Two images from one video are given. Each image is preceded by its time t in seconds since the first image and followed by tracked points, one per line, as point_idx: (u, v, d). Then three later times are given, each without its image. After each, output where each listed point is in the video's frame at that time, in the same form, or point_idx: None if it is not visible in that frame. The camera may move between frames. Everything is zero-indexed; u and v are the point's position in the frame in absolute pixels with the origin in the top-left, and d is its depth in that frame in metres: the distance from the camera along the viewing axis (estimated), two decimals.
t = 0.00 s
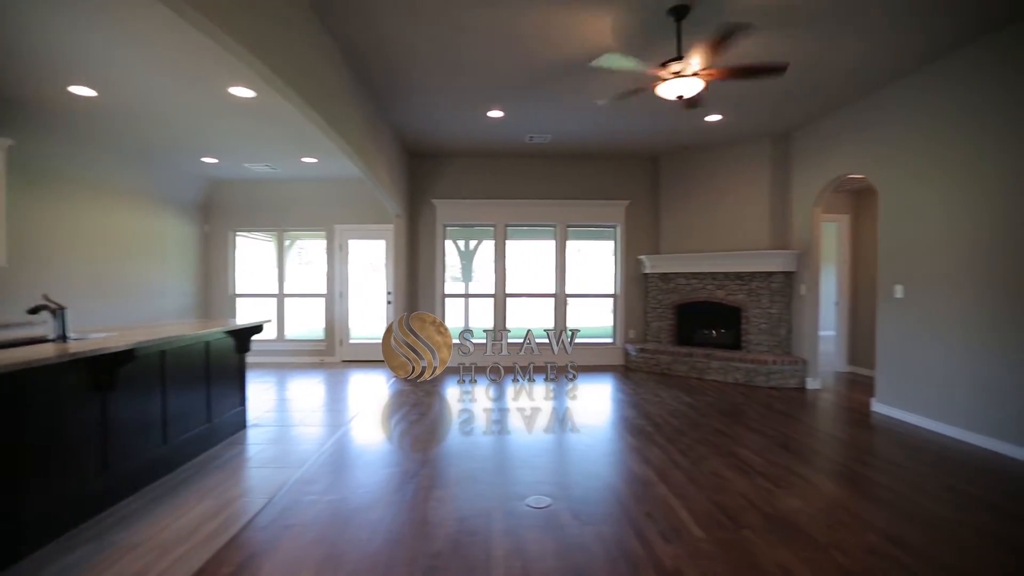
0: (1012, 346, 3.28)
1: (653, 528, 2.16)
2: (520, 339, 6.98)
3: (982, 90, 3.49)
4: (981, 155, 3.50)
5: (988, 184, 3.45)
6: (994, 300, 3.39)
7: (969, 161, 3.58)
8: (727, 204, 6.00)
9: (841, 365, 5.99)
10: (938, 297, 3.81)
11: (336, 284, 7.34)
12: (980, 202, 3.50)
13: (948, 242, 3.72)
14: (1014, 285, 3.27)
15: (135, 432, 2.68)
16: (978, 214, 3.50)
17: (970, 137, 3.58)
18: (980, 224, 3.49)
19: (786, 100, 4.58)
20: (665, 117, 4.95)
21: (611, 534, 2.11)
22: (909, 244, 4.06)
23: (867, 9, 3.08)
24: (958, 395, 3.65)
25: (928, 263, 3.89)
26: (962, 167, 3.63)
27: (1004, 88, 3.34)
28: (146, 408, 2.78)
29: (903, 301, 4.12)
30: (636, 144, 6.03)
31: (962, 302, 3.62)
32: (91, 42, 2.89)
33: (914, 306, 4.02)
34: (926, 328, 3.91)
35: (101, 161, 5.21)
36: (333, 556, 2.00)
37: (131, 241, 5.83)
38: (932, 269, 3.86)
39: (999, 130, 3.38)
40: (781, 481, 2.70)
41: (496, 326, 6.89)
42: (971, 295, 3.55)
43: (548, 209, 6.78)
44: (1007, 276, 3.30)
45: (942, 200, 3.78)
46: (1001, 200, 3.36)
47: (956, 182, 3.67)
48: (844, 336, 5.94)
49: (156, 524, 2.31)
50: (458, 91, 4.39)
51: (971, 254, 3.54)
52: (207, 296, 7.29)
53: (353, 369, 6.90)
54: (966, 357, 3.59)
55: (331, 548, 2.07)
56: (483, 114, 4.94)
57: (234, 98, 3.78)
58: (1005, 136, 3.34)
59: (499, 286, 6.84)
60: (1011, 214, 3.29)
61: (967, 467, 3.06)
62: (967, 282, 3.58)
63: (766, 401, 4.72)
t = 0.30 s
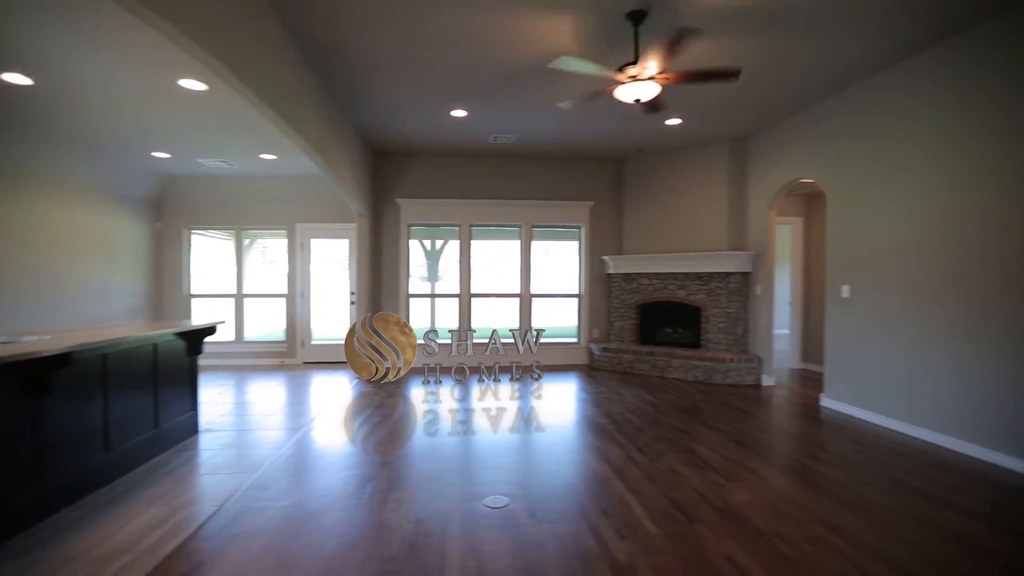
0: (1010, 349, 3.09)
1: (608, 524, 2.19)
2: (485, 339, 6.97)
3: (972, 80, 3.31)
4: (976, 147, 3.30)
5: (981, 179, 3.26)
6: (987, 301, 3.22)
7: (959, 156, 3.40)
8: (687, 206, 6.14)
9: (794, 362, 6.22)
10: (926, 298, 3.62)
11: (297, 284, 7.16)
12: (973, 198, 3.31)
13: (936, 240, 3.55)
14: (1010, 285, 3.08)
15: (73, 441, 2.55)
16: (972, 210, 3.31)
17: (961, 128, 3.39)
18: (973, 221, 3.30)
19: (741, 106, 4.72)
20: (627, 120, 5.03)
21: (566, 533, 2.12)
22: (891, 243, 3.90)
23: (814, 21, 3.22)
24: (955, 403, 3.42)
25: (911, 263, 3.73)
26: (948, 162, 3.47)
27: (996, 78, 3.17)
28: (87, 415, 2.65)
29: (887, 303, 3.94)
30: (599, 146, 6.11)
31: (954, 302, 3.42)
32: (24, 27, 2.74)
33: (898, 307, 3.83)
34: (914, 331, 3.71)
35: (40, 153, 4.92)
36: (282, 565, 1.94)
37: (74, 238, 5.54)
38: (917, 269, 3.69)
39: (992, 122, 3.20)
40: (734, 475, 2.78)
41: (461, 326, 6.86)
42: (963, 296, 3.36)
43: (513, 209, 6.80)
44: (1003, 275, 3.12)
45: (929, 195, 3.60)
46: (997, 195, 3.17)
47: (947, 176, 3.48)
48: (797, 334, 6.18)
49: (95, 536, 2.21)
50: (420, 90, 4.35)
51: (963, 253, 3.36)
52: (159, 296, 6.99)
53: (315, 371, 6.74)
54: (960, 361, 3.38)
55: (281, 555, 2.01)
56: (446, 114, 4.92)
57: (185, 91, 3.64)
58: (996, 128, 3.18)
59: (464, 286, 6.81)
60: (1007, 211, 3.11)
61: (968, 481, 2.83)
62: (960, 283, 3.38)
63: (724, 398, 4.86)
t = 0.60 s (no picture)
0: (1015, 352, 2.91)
1: (565, 522, 2.22)
2: (451, 340, 6.92)
3: (964, 69, 3.16)
4: (975, 138, 3.12)
5: (979, 172, 3.10)
6: (987, 301, 3.05)
7: (954, 148, 3.24)
8: (650, 208, 6.26)
9: (752, 359, 6.41)
10: (925, 300, 3.42)
11: (257, 284, 6.96)
12: (972, 193, 3.14)
13: (932, 238, 3.38)
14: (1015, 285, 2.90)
15: (6, 450, 2.41)
16: (972, 205, 3.14)
17: (959, 118, 3.21)
18: (973, 216, 3.13)
19: (701, 110, 4.85)
20: (591, 121, 5.10)
21: (523, 531, 2.14)
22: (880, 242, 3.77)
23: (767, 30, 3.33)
24: (964, 414, 3.18)
25: (906, 263, 3.56)
26: (943, 154, 3.31)
27: (990, 65, 3.02)
28: (22, 422, 2.51)
29: (880, 306, 3.75)
30: (565, 147, 6.16)
31: (956, 304, 3.22)
32: None
33: (894, 309, 3.64)
34: (912, 336, 3.51)
35: None
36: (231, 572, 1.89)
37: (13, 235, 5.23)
38: (912, 269, 3.51)
39: (990, 110, 3.03)
40: (690, 470, 2.85)
41: (427, 327, 6.80)
42: (965, 298, 3.17)
43: (479, 209, 6.79)
44: (1005, 273, 2.95)
45: (925, 191, 3.43)
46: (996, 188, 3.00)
47: (944, 170, 3.31)
48: (754, 333, 6.40)
49: (28, 550, 2.10)
50: (383, 87, 4.29)
51: (963, 251, 3.18)
52: (109, 296, 6.68)
53: (276, 373, 6.56)
54: (965, 367, 3.18)
55: (230, 563, 1.96)
56: (410, 112, 4.87)
57: (133, 82, 3.49)
58: (991, 119, 3.02)
59: (430, 285, 6.76)
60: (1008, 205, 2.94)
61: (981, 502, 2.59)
62: (962, 283, 3.19)
63: (684, 396, 4.97)
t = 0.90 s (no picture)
0: (1017, 356, 2.72)
1: (522, 521, 2.23)
2: (416, 340, 6.85)
3: (955, 57, 2.99)
4: (930, 139, 3.16)
5: (979, 163, 2.90)
6: (988, 302, 2.85)
7: (950, 139, 3.04)
8: (613, 209, 6.35)
9: (712, 357, 6.58)
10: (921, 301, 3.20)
11: (213, 283, 6.72)
12: (970, 187, 2.94)
13: (891, 239, 3.40)
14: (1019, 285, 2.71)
15: None
16: (972, 199, 2.93)
17: (955, 107, 3.01)
18: (974, 210, 2.93)
19: (662, 113, 4.94)
20: (555, 123, 5.13)
21: (480, 531, 2.14)
22: (863, 240, 3.59)
23: (721, 37, 3.42)
24: (969, 423, 2.94)
25: (896, 261, 3.36)
26: (934, 146, 3.13)
27: (982, 52, 2.86)
28: None
29: (868, 308, 3.54)
30: (531, 148, 6.18)
31: (956, 305, 3.01)
32: None
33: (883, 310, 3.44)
34: (906, 339, 3.30)
35: None
36: None
37: None
38: (906, 268, 3.29)
39: (989, 98, 2.84)
40: (647, 467, 2.90)
41: (391, 327, 6.71)
42: (964, 299, 2.97)
43: (444, 208, 6.74)
44: (1008, 272, 2.75)
45: (918, 184, 3.23)
46: (997, 180, 2.81)
47: (938, 163, 3.11)
48: (715, 332, 6.57)
49: None
50: (343, 84, 4.21)
51: (964, 248, 2.97)
52: (52, 296, 6.33)
53: (234, 375, 6.36)
54: (965, 373, 2.96)
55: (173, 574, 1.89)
56: (372, 109, 4.80)
57: (73, 71, 3.31)
58: (944, 122, 3.07)
59: (394, 285, 6.67)
60: (1009, 199, 2.75)
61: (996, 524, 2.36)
62: (963, 282, 2.97)
63: (646, 394, 5.06)
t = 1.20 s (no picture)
0: (1023, 358, 2.58)
1: (478, 520, 2.23)
2: (378, 341, 6.75)
3: (947, 45, 2.89)
4: (870, 146, 3.34)
5: (978, 155, 2.76)
6: (990, 302, 2.71)
7: (907, 142, 3.12)
8: (576, 209, 6.42)
9: (672, 356, 6.73)
10: (920, 301, 3.04)
11: (164, 283, 6.44)
12: (968, 181, 2.81)
13: (837, 240, 3.56)
14: (1022, 282, 2.58)
15: None
16: (972, 193, 2.79)
17: (951, 97, 2.88)
18: (975, 205, 2.78)
19: (623, 116, 5.03)
20: (518, 123, 5.15)
21: (434, 532, 2.13)
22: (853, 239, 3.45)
23: (677, 43, 3.51)
24: (974, 432, 2.79)
25: (890, 260, 3.21)
26: (926, 139, 3.01)
27: (977, 41, 2.75)
28: None
29: (862, 309, 3.38)
30: (496, 148, 6.18)
31: (957, 305, 2.86)
32: None
33: (878, 312, 3.28)
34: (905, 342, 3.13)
35: None
36: None
37: None
38: (904, 267, 3.13)
39: (985, 87, 2.73)
40: (604, 465, 2.94)
41: (353, 328, 6.58)
42: (965, 298, 2.82)
43: (407, 207, 6.67)
44: (1012, 269, 2.61)
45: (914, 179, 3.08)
46: (997, 173, 2.68)
47: (934, 156, 2.97)
48: (673, 331, 6.73)
49: None
50: (300, 78, 4.11)
51: (965, 246, 2.82)
52: None
53: (186, 378, 6.11)
54: (968, 376, 2.82)
55: None
56: (331, 105, 4.70)
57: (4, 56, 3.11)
58: (882, 130, 3.26)
59: (356, 285, 6.55)
60: (1010, 193, 2.63)
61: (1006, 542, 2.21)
62: (944, 281, 2.91)
63: (607, 392, 5.14)
